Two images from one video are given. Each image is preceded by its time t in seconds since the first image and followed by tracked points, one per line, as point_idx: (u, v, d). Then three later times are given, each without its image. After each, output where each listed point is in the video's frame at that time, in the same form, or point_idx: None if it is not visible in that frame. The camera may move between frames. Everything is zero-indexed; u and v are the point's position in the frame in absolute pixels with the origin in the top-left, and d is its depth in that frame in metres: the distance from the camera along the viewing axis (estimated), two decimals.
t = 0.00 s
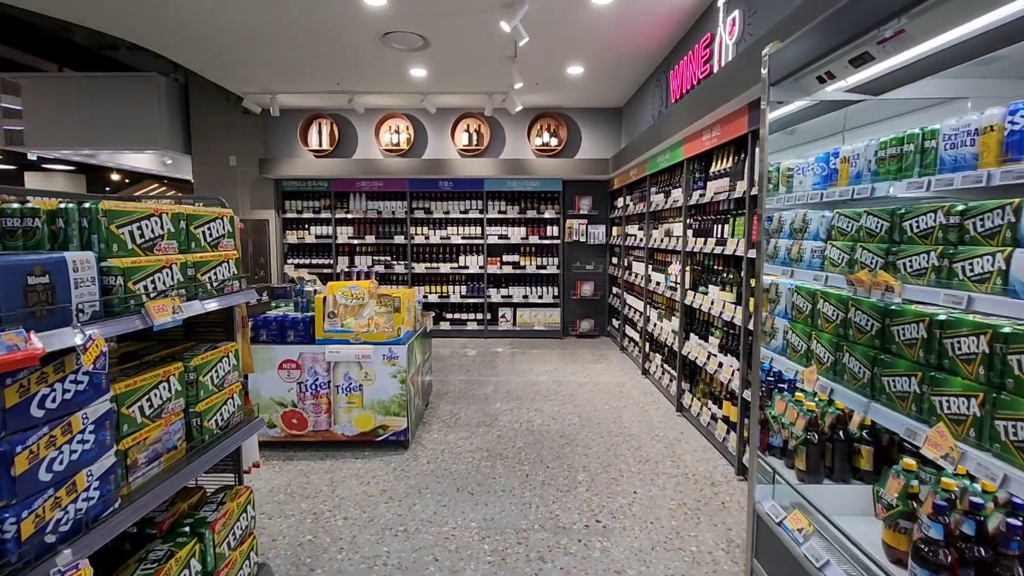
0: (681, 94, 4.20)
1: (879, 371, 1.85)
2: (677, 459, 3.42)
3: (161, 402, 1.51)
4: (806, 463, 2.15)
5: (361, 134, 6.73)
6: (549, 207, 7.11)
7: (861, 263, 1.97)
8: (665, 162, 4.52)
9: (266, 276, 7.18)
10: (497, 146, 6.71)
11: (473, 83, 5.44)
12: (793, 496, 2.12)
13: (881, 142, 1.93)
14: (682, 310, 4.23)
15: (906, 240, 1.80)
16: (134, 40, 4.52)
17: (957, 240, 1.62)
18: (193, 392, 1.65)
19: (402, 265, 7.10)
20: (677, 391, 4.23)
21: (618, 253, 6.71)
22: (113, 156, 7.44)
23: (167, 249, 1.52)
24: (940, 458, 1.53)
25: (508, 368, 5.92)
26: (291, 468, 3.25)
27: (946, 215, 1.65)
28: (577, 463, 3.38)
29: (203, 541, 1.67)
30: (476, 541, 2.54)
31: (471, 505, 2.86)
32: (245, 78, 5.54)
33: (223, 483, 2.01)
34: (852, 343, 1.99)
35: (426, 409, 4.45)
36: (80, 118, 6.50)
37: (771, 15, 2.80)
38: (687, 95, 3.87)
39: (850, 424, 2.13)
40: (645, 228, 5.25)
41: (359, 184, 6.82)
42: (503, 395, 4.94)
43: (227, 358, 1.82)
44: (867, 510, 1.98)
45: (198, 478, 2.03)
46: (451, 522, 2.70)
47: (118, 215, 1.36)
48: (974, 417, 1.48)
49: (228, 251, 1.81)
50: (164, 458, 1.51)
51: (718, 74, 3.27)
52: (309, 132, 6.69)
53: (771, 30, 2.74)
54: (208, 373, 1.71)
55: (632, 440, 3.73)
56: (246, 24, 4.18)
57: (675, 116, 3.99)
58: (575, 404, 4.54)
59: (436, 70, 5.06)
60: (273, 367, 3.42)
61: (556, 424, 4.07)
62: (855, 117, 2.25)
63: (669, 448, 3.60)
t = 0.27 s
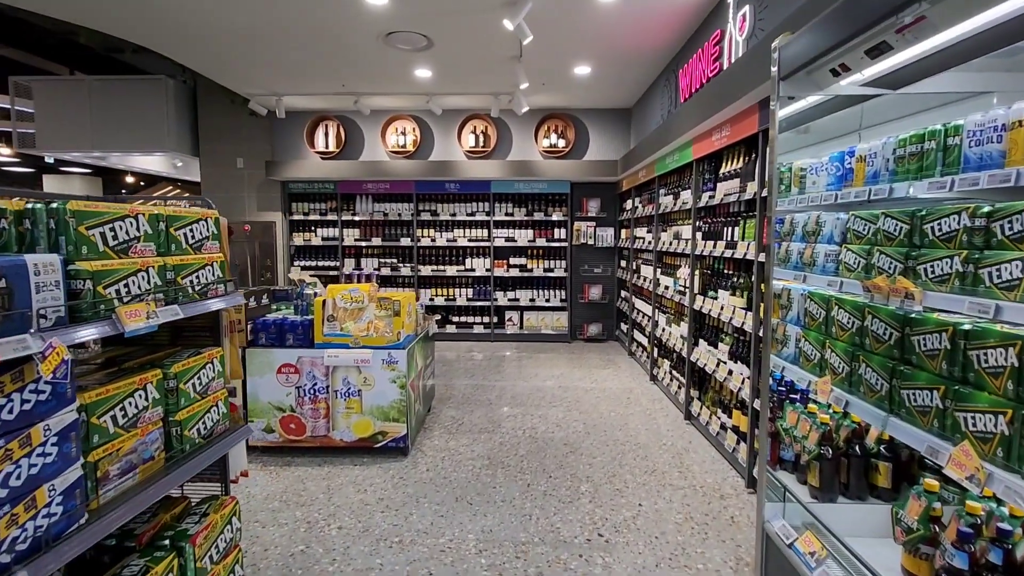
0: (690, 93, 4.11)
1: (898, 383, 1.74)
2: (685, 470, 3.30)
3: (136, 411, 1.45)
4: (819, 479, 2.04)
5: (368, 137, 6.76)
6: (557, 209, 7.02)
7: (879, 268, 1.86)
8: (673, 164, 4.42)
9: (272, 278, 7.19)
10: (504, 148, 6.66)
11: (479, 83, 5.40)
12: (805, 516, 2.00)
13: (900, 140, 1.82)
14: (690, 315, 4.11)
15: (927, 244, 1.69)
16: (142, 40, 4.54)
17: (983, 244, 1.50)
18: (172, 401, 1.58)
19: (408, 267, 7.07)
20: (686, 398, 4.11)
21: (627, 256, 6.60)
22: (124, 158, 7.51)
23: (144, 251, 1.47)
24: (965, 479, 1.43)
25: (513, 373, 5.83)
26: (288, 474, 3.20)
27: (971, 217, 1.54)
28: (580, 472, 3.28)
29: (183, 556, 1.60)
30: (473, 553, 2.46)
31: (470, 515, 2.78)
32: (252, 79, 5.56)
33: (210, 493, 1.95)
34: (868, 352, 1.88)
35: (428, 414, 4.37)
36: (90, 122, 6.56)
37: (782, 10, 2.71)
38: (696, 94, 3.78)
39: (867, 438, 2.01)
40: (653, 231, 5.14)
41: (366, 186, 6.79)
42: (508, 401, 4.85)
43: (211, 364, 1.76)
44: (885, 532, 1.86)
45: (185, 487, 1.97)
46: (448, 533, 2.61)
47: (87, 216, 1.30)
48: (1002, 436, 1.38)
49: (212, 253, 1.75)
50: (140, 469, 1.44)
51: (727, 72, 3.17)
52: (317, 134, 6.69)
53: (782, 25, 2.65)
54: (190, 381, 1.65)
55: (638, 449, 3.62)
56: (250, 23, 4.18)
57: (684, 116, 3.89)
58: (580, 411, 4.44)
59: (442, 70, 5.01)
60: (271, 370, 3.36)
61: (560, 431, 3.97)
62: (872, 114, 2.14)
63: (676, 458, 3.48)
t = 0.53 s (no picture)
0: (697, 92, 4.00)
1: (923, 396, 1.62)
2: (693, 482, 3.17)
3: (104, 424, 1.35)
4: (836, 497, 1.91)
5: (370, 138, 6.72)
6: (561, 211, 6.92)
7: (901, 272, 1.75)
8: (680, 164, 4.32)
9: (274, 281, 7.13)
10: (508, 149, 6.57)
11: (482, 82, 5.32)
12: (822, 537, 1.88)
13: (923, 135, 1.71)
14: (698, 319, 3.99)
15: (955, 247, 1.57)
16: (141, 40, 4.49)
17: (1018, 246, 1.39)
18: (145, 412, 1.48)
19: (411, 270, 6.99)
20: (693, 406, 3.98)
21: (633, 259, 6.48)
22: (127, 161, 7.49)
23: (115, 254, 1.38)
24: (1000, 503, 1.31)
25: (516, 378, 5.71)
26: (281, 484, 3.10)
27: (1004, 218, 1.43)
28: (584, 484, 3.16)
29: None
30: (470, 571, 2.34)
31: (468, 529, 2.67)
32: (254, 80, 5.51)
33: (192, 509, 1.85)
34: (889, 363, 1.76)
35: (429, 421, 4.26)
36: (92, 124, 6.54)
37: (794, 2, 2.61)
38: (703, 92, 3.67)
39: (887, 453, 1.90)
40: (660, 233, 5.02)
41: (368, 188, 6.73)
42: (510, 407, 4.73)
43: (191, 372, 1.66)
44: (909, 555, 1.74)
45: (165, 501, 1.88)
46: (444, 548, 2.50)
47: (47, 215, 1.21)
48: None
49: (192, 256, 1.66)
50: (107, 487, 1.34)
51: (736, 68, 3.06)
52: (319, 135, 6.64)
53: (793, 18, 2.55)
54: (166, 391, 1.55)
55: (644, 459, 3.49)
56: (249, 22, 4.12)
57: (692, 115, 3.78)
58: (585, 417, 4.31)
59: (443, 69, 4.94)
60: (266, 377, 3.27)
61: (563, 439, 3.84)
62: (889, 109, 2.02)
63: (683, 469, 3.35)
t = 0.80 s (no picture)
0: (706, 91, 3.87)
1: (968, 415, 1.47)
2: (705, 499, 3.01)
3: (58, 452, 1.21)
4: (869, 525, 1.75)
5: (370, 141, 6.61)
6: (565, 215, 6.78)
7: (937, 280, 1.60)
8: (688, 166, 4.19)
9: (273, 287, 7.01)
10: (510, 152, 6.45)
11: (484, 83, 5.21)
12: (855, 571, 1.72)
13: (963, 127, 1.56)
14: (708, 326, 3.83)
15: (1002, 252, 1.42)
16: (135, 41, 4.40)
17: None
18: (108, 437, 1.35)
19: (412, 275, 6.86)
20: (703, 417, 3.81)
21: (639, 264, 6.33)
22: (125, 166, 7.41)
23: (74, 262, 1.25)
24: None
25: (519, 386, 5.56)
26: (273, 501, 2.96)
27: None
28: (590, 501, 3.00)
29: None
30: None
31: (468, 551, 2.52)
32: (251, 82, 5.41)
33: (167, 539, 1.70)
34: (928, 379, 1.60)
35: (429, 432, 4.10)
36: (89, 129, 6.46)
37: None
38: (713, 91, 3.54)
39: (922, 477, 1.74)
40: (667, 237, 4.87)
41: (368, 193, 6.62)
42: (513, 416, 4.58)
43: (163, 391, 1.52)
44: None
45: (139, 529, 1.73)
46: (442, 572, 2.35)
47: None
48: None
49: (165, 263, 1.52)
50: (61, 523, 1.21)
51: (748, 64, 2.92)
52: (318, 139, 6.54)
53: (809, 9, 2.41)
54: (133, 413, 1.41)
55: (653, 474, 3.32)
56: (245, 21, 4.02)
57: (700, 114, 3.65)
58: (590, 428, 4.15)
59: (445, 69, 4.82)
60: (258, 389, 3.14)
61: (568, 452, 3.67)
62: (914, 105, 2.00)
63: (694, 485, 3.18)
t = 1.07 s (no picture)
0: (719, 91, 3.70)
1: None
2: (725, 524, 2.81)
3: None
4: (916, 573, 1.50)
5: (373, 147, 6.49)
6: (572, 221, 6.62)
7: (996, 295, 1.43)
8: (701, 170, 4.03)
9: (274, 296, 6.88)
10: (515, 157, 6.31)
11: (488, 86, 5.07)
12: None
13: None
14: (724, 337, 3.64)
15: None
16: (130, 46, 4.30)
17: None
18: (61, 481, 1.19)
19: (415, 283, 6.71)
20: (720, 433, 3.62)
21: (648, 270, 6.16)
22: (126, 173, 7.33)
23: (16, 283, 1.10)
24: None
25: (526, 397, 5.37)
26: (266, 527, 2.79)
27: None
28: (602, 526, 2.81)
29: None
30: None
31: None
32: (251, 87, 5.31)
33: None
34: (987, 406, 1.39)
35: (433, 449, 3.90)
36: (89, 137, 6.38)
37: None
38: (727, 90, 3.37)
39: (978, 515, 1.50)
40: (679, 243, 4.69)
41: (371, 200, 6.52)
42: (520, 430, 4.39)
43: (129, 425, 1.36)
44: None
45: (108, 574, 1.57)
46: None
47: None
48: None
49: (131, 281, 1.36)
50: None
51: (767, 61, 2.75)
52: (320, 145, 6.43)
53: None
54: (91, 452, 1.25)
55: (668, 496, 3.13)
56: (242, 24, 3.91)
57: (715, 116, 3.48)
58: (601, 443, 3.96)
59: (447, 71, 4.69)
60: (252, 407, 2.99)
61: (578, 471, 3.48)
62: (958, 100, 1.72)
63: (713, 508, 2.98)
